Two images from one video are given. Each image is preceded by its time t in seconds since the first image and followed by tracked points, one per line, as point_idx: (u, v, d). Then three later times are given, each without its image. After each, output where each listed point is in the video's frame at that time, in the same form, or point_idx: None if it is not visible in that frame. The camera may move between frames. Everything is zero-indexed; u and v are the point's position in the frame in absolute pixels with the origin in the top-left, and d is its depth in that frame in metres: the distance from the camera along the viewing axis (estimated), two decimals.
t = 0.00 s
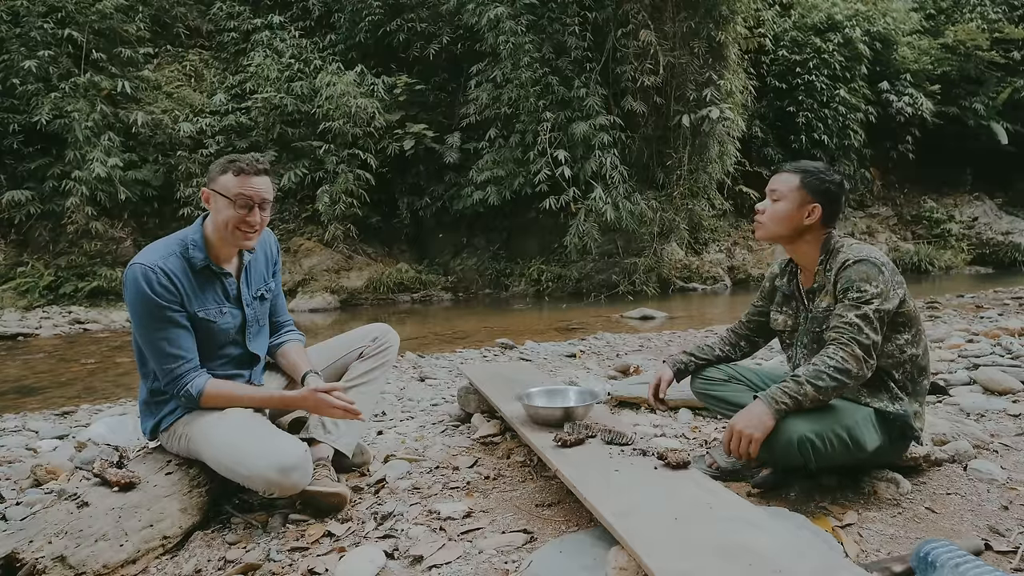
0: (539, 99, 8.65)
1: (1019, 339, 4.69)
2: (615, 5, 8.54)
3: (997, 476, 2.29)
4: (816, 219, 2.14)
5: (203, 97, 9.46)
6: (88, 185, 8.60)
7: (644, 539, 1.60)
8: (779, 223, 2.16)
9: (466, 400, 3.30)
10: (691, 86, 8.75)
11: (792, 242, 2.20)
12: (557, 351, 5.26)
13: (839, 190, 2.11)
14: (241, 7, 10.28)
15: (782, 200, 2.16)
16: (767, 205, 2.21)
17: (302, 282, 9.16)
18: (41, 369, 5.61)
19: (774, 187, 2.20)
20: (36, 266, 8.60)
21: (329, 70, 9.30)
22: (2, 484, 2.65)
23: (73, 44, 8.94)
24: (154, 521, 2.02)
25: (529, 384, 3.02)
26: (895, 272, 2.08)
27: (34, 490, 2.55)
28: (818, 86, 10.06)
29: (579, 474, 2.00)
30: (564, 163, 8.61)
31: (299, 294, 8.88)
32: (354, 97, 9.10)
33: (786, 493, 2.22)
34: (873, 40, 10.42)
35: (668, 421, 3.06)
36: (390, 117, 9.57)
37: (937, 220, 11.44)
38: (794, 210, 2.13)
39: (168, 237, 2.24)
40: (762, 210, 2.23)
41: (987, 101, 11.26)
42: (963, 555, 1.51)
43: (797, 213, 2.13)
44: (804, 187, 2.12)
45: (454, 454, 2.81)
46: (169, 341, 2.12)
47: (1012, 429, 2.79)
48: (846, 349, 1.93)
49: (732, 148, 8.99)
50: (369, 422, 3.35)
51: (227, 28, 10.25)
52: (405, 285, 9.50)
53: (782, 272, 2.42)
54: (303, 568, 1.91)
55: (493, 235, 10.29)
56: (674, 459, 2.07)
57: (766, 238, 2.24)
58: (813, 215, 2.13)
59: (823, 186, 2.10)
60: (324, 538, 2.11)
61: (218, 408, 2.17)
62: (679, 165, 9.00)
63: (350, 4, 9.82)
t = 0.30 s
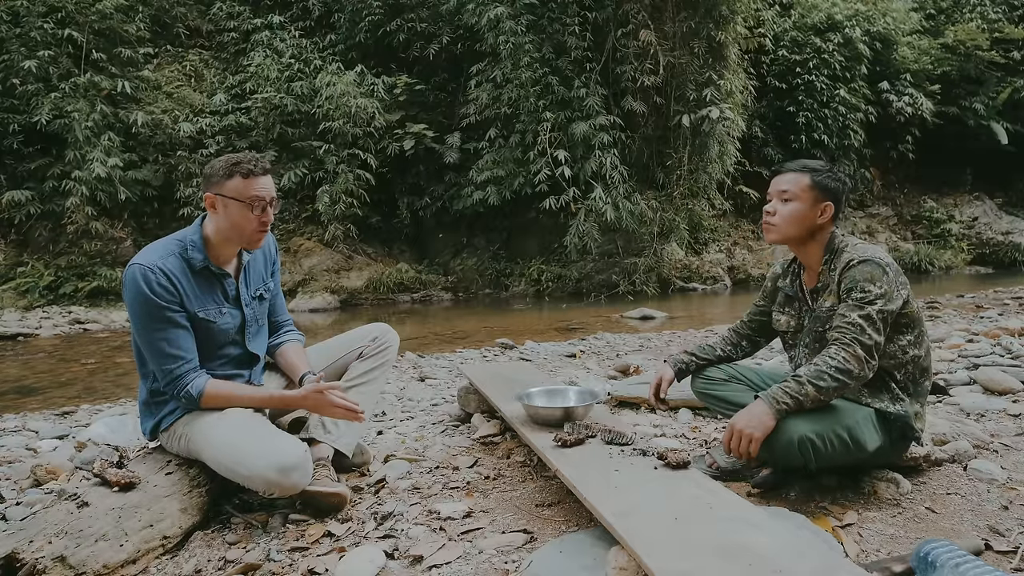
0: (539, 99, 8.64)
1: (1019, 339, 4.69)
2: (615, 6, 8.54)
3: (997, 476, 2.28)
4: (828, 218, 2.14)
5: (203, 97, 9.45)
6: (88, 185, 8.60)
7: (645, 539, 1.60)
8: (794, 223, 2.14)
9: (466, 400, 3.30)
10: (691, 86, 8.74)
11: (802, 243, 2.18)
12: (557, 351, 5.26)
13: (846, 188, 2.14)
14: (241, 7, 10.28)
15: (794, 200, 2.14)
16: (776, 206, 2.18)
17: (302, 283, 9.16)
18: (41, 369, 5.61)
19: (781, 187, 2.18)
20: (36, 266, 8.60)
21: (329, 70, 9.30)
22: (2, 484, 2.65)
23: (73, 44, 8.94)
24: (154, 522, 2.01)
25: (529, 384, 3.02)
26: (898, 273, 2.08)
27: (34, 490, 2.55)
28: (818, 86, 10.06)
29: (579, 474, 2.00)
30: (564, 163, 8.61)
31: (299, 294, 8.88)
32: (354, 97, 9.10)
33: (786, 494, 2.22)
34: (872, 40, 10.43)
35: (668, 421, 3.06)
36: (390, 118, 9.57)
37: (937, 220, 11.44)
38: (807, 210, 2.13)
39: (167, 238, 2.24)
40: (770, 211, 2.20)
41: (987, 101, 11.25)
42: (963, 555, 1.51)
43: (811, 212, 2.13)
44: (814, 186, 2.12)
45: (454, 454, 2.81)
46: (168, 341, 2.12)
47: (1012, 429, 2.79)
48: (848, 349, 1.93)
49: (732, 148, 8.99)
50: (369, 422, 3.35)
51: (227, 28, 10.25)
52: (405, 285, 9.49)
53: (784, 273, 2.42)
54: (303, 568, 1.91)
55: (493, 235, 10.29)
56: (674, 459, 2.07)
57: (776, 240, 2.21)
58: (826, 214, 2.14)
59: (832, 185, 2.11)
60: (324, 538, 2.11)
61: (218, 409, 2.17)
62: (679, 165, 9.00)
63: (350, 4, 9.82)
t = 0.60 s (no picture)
0: (539, 99, 8.64)
1: (1018, 339, 4.69)
2: (615, 6, 8.55)
3: (997, 476, 2.28)
4: (829, 218, 2.14)
5: (203, 97, 9.45)
6: (88, 185, 8.60)
7: (644, 540, 1.60)
8: (797, 225, 2.14)
9: (466, 400, 3.30)
10: (691, 86, 8.74)
11: (803, 244, 2.18)
12: (557, 351, 5.26)
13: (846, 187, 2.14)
14: (241, 7, 10.28)
15: (796, 201, 2.13)
16: (778, 208, 2.17)
17: (302, 282, 9.17)
18: (41, 369, 5.61)
19: (781, 189, 2.17)
20: (35, 266, 8.59)
21: (329, 70, 9.31)
22: (2, 484, 2.65)
23: (73, 44, 8.94)
24: (154, 521, 2.01)
25: (529, 384, 3.02)
26: (898, 273, 2.08)
27: (34, 490, 2.55)
28: (818, 86, 10.06)
29: (579, 474, 2.00)
30: (564, 163, 8.61)
31: (299, 294, 8.88)
32: (354, 97, 9.09)
33: (786, 494, 2.22)
34: (873, 40, 10.43)
35: (668, 421, 3.06)
36: (390, 118, 9.57)
37: (937, 220, 11.44)
38: (810, 211, 2.12)
39: (167, 237, 2.24)
40: (771, 213, 2.19)
41: (987, 101, 11.25)
42: (963, 555, 1.51)
43: (813, 213, 2.13)
44: (814, 187, 2.11)
45: (454, 454, 2.80)
46: (169, 341, 2.12)
47: (1012, 429, 2.79)
48: (848, 351, 1.93)
49: (732, 148, 8.99)
50: (369, 422, 3.35)
51: (227, 28, 10.25)
52: (405, 285, 9.50)
53: (784, 274, 2.41)
54: (303, 568, 1.91)
55: (493, 235, 10.30)
56: (674, 459, 2.07)
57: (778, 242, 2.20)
58: (828, 214, 2.14)
59: (832, 185, 2.11)
60: (324, 538, 2.11)
61: (218, 409, 2.17)
62: (679, 165, 9.00)
63: (350, 4, 9.83)
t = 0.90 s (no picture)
0: (539, 99, 8.64)
1: (1018, 339, 4.69)
2: (615, 6, 8.55)
3: (998, 476, 2.28)
4: (828, 219, 2.15)
5: (203, 97, 9.45)
6: (88, 185, 8.59)
7: (644, 540, 1.60)
8: (799, 230, 2.13)
9: (466, 400, 3.30)
10: (691, 86, 8.74)
11: (805, 247, 2.18)
12: (557, 351, 5.26)
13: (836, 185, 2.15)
14: (241, 7, 10.28)
15: (795, 207, 2.12)
16: (777, 216, 2.16)
17: (302, 283, 9.16)
18: (41, 369, 5.60)
19: (777, 197, 2.16)
20: (35, 266, 8.58)
21: (329, 70, 9.31)
22: (2, 484, 2.65)
23: (73, 44, 8.94)
24: (155, 522, 2.01)
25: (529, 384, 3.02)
26: (899, 273, 2.08)
27: (34, 490, 2.55)
28: (818, 86, 10.06)
29: (579, 474, 2.00)
30: (564, 163, 8.61)
31: (299, 294, 8.88)
32: (354, 97, 9.09)
33: (786, 494, 2.22)
34: (873, 40, 10.43)
35: (668, 421, 3.06)
36: (390, 117, 9.56)
37: (937, 220, 11.44)
38: (809, 214, 2.12)
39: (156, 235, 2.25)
40: (770, 222, 2.18)
41: (987, 101, 11.25)
42: (963, 555, 1.51)
43: (812, 216, 2.13)
44: (811, 190, 2.11)
45: (454, 454, 2.81)
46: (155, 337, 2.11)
47: (1012, 429, 2.79)
48: (848, 352, 1.93)
49: (732, 148, 8.99)
50: (369, 422, 3.35)
51: (227, 28, 10.25)
52: (405, 285, 9.50)
53: (783, 275, 2.41)
54: (303, 568, 1.91)
55: (493, 235, 10.30)
56: (674, 458, 2.07)
57: (780, 248, 2.19)
58: (826, 215, 2.14)
59: (826, 185, 2.12)
60: (324, 538, 2.11)
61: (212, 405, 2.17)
62: (679, 165, 9.00)
63: (350, 4, 9.83)
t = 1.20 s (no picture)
0: (539, 99, 8.64)
1: (1018, 339, 4.69)
2: (615, 5, 8.55)
3: (998, 476, 2.28)
4: (828, 218, 2.15)
5: (203, 97, 9.45)
6: (88, 185, 8.59)
7: (644, 539, 1.60)
8: (799, 230, 2.13)
9: (466, 400, 3.30)
10: (691, 86, 8.74)
11: (805, 247, 2.18)
12: (557, 351, 5.26)
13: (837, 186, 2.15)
14: (241, 7, 10.28)
15: (795, 207, 2.12)
16: (777, 216, 2.16)
17: (302, 283, 9.16)
18: (41, 369, 5.60)
19: (778, 198, 2.16)
20: (35, 266, 8.57)
21: (329, 70, 9.31)
22: (2, 484, 2.65)
23: (73, 44, 8.94)
24: (154, 521, 2.01)
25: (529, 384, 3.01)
26: (900, 273, 2.07)
27: (34, 490, 2.55)
28: (818, 86, 10.06)
29: (579, 474, 2.00)
30: (564, 163, 8.61)
31: (299, 294, 8.88)
32: (354, 97, 9.09)
33: (786, 494, 2.22)
34: (873, 40, 10.43)
35: (668, 421, 3.06)
36: (390, 117, 9.56)
37: (937, 220, 11.44)
38: (809, 215, 2.12)
39: (165, 238, 2.25)
40: (770, 222, 2.18)
41: (987, 101, 11.25)
42: (963, 555, 1.51)
43: (813, 216, 2.13)
44: (810, 190, 2.11)
45: (454, 454, 2.81)
46: (169, 341, 2.12)
47: (1012, 429, 2.79)
48: (848, 352, 1.93)
49: (732, 148, 8.99)
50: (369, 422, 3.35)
51: (227, 28, 10.25)
52: (405, 285, 9.50)
53: (783, 276, 2.41)
54: (303, 568, 1.91)
55: (493, 235, 10.30)
56: (674, 459, 2.07)
57: (780, 248, 2.19)
58: (826, 215, 2.14)
59: (827, 185, 2.12)
60: (324, 538, 2.11)
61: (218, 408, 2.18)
62: (679, 165, 8.99)
63: (350, 4, 9.83)
